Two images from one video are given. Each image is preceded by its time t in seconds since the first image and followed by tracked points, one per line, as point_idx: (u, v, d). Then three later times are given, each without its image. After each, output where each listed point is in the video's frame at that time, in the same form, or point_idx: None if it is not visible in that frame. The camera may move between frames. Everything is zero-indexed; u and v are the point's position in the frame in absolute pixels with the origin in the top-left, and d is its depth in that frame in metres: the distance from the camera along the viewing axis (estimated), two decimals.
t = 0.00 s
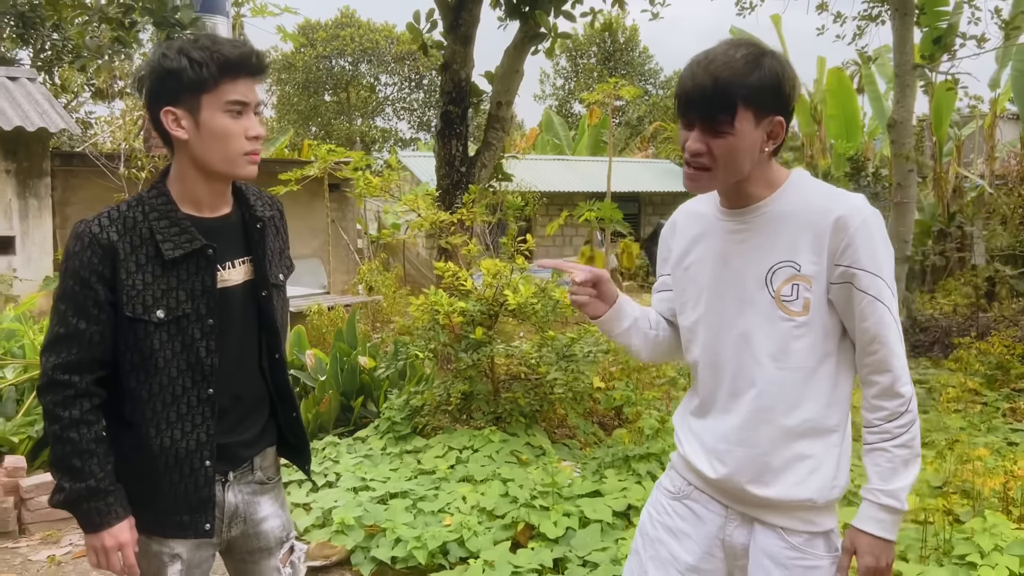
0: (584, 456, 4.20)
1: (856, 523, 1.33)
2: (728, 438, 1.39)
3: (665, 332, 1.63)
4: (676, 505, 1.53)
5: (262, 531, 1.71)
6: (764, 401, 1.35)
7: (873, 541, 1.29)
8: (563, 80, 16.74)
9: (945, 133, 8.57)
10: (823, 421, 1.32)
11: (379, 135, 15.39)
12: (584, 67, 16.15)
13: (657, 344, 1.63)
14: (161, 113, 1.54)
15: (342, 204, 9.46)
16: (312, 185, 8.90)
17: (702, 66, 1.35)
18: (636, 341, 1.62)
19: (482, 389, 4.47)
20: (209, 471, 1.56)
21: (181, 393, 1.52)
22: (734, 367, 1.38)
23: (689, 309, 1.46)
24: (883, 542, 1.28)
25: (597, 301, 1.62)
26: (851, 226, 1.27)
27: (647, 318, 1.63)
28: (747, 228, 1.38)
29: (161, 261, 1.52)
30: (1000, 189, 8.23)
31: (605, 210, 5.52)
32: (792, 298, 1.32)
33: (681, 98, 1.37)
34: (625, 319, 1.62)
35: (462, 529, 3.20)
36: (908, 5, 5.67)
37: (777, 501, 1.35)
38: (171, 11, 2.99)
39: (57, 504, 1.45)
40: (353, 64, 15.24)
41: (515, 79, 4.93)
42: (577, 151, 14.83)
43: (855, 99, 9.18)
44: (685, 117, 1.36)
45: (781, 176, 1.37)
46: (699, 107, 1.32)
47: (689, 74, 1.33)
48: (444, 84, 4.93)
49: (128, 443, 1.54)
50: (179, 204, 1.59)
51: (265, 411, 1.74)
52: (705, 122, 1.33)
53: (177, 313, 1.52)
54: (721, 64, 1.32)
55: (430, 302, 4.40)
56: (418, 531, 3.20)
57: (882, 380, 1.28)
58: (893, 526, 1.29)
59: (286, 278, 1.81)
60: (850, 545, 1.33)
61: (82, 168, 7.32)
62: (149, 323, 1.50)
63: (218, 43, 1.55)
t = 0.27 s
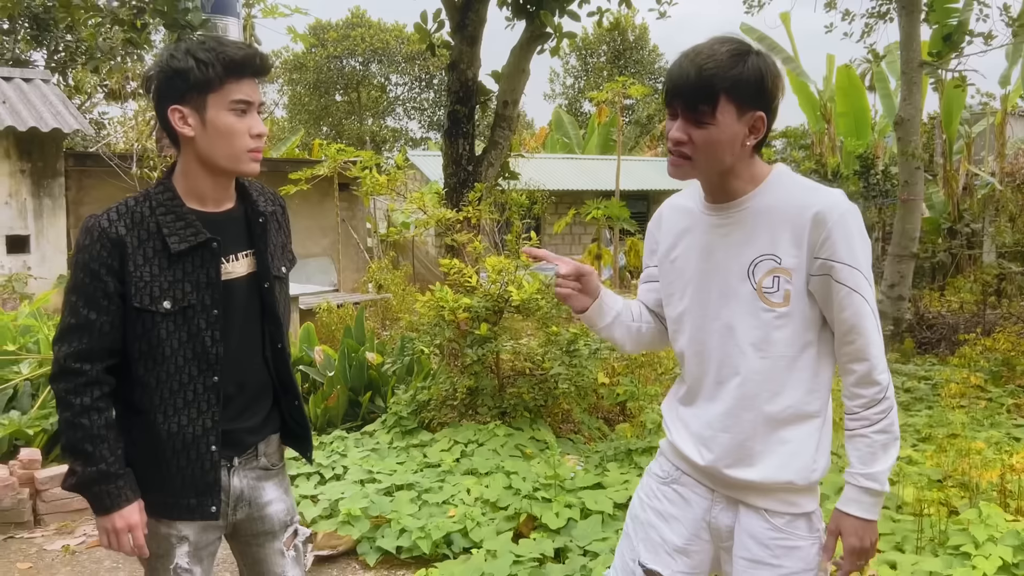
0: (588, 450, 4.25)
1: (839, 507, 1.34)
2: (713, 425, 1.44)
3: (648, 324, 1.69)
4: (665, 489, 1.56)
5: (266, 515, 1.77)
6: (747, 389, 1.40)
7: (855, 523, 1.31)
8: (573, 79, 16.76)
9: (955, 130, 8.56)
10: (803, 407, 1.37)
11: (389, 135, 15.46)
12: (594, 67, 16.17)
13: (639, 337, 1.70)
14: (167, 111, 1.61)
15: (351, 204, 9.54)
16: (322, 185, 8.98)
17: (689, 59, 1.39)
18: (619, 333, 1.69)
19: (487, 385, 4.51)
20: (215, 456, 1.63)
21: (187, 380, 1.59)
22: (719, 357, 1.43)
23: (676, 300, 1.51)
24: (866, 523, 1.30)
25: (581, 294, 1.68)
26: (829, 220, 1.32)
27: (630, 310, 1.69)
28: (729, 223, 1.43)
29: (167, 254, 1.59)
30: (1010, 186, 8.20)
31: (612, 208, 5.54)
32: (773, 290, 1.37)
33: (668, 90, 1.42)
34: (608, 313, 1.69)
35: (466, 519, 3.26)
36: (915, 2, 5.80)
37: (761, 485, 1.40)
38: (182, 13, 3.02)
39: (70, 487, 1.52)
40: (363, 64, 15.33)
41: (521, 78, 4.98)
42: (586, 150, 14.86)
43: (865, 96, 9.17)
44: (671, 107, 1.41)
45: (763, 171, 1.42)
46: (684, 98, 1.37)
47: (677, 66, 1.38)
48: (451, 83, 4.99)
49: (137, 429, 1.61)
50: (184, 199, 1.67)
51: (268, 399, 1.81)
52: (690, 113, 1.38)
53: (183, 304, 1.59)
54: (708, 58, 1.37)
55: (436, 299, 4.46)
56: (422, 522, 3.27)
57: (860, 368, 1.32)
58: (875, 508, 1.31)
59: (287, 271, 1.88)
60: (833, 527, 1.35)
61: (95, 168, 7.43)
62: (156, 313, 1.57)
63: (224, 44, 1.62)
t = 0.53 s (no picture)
0: (594, 444, 4.29)
1: (828, 489, 1.38)
2: (710, 411, 1.47)
3: (643, 316, 1.75)
4: (663, 475, 1.60)
5: (276, 499, 1.83)
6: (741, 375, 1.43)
7: (843, 505, 1.35)
8: (583, 77, 16.77)
9: (966, 126, 8.52)
10: (797, 392, 1.41)
11: (400, 134, 15.54)
12: (604, 65, 16.17)
13: (635, 327, 1.75)
14: (178, 109, 1.67)
15: (362, 202, 9.61)
16: (333, 183, 9.06)
17: (685, 55, 1.43)
18: (616, 325, 1.75)
19: (495, 379, 4.55)
20: (226, 441, 1.69)
21: (199, 368, 1.65)
22: (714, 344, 1.47)
23: (672, 291, 1.55)
24: (853, 505, 1.34)
25: (578, 290, 1.74)
26: (820, 211, 1.37)
27: (625, 303, 1.75)
28: (723, 215, 1.47)
29: (178, 247, 1.65)
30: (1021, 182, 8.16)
31: (621, 205, 5.56)
32: (766, 279, 1.41)
33: (665, 85, 1.46)
34: (604, 307, 1.75)
35: (474, 510, 3.32)
36: None
37: (756, 469, 1.43)
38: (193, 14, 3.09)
39: (88, 472, 1.58)
40: (374, 63, 15.41)
41: (529, 76, 5.03)
42: (596, 147, 14.88)
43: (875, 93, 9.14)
44: (668, 102, 1.46)
45: (756, 164, 1.46)
46: (681, 93, 1.41)
47: (673, 62, 1.42)
48: (459, 82, 5.04)
49: (152, 416, 1.67)
50: (193, 193, 1.73)
51: (276, 387, 1.86)
52: (686, 107, 1.42)
53: (194, 295, 1.65)
54: (703, 54, 1.41)
55: (444, 295, 4.51)
56: (430, 513, 3.33)
57: (849, 354, 1.36)
58: (863, 490, 1.35)
59: (293, 263, 1.94)
60: (822, 509, 1.38)
61: (109, 167, 7.53)
62: (168, 304, 1.63)
63: (233, 44, 1.68)
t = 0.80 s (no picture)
0: (602, 441, 4.32)
1: (822, 481, 1.41)
2: (706, 406, 1.51)
3: (639, 299, 1.78)
4: (662, 469, 1.63)
5: (282, 491, 1.89)
6: (736, 370, 1.47)
7: (837, 497, 1.38)
8: (593, 76, 16.78)
9: (978, 123, 8.48)
10: (791, 387, 1.45)
11: (411, 133, 15.60)
12: (614, 64, 16.17)
13: (629, 308, 1.78)
14: (183, 113, 1.72)
15: (373, 201, 9.67)
16: (344, 183, 9.13)
17: (678, 61, 1.48)
18: (614, 297, 1.76)
19: (504, 377, 4.60)
20: (232, 435, 1.74)
21: (204, 365, 1.70)
22: (710, 340, 1.50)
23: (670, 288, 1.59)
24: (846, 497, 1.37)
25: (595, 245, 1.74)
26: (813, 209, 1.40)
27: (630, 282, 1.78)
28: (720, 214, 1.50)
29: (182, 247, 1.70)
30: None
31: (630, 203, 5.58)
32: (760, 276, 1.45)
33: (660, 90, 1.50)
34: (615, 272, 1.76)
35: (482, 506, 3.36)
36: None
37: (751, 462, 1.46)
38: (205, 17, 3.18)
39: (98, 467, 1.63)
40: (385, 63, 15.47)
41: (537, 76, 5.07)
42: (607, 146, 14.89)
43: (886, 90, 9.11)
44: (663, 106, 1.50)
45: (751, 164, 1.50)
46: (677, 97, 1.45)
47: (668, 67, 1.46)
48: (469, 82, 5.09)
49: (159, 412, 1.73)
50: (197, 194, 1.78)
51: (280, 382, 1.92)
52: (682, 111, 1.46)
53: (199, 293, 1.70)
54: (696, 59, 1.45)
55: (453, 293, 4.55)
56: (438, 508, 3.38)
57: (843, 350, 1.39)
58: (856, 483, 1.38)
59: (295, 261, 1.99)
60: (817, 502, 1.42)
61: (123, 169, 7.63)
62: (174, 303, 1.68)
63: (237, 50, 1.74)
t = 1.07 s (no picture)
0: (610, 438, 4.35)
1: (824, 475, 1.44)
2: (709, 400, 1.54)
3: (644, 298, 1.82)
4: (667, 464, 1.66)
5: (289, 483, 1.94)
6: (739, 366, 1.50)
7: (839, 491, 1.41)
8: (603, 75, 16.78)
9: (990, 121, 8.45)
10: (794, 382, 1.47)
11: (421, 133, 15.67)
12: (624, 62, 16.17)
13: (636, 308, 1.81)
14: (186, 114, 1.77)
15: (383, 201, 9.73)
16: (354, 183, 9.19)
17: (682, 63, 1.51)
18: (619, 298, 1.80)
19: (514, 374, 4.61)
20: (237, 431, 1.79)
21: (209, 361, 1.75)
22: (713, 336, 1.54)
23: (674, 284, 1.62)
24: (848, 490, 1.40)
25: (593, 247, 1.78)
26: (816, 207, 1.43)
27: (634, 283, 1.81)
28: (723, 211, 1.53)
29: (186, 247, 1.75)
30: None
31: (639, 203, 5.61)
32: (763, 273, 1.48)
33: (665, 92, 1.53)
34: (615, 275, 1.79)
35: (491, 502, 3.40)
36: None
37: (752, 456, 1.50)
38: (217, 19, 3.25)
39: (104, 463, 1.68)
40: (395, 63, 15.53)
41: (546, 76, 5.10)
42: (616, 145, 14.89)
43: (896, 88, 9.08)
44: (668, 107, 1.53)
45: (756, 162, 1.53)
46: (681, 99, 1.48)
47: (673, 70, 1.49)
48: (478, 82, 5.12)
49: (166, 408, 1.78)
50: (200, 194, 1.83)
51: (284, 378, 1.96)
52: (687, 112, 1.49)
53: (203, 292, 1.75)
54: (700, 61, 1.48)
55: (463, 292, 4.59)
56: (448, 504, 3.42)
57: (844, 345, 1.42)
58: (858, 476, 1.41)
59: (298, 259, 2.04)
60: (819, 495, 1.44)
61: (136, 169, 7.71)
62: (179, 301, 1.73)
63: (240, 52, 1.78)
